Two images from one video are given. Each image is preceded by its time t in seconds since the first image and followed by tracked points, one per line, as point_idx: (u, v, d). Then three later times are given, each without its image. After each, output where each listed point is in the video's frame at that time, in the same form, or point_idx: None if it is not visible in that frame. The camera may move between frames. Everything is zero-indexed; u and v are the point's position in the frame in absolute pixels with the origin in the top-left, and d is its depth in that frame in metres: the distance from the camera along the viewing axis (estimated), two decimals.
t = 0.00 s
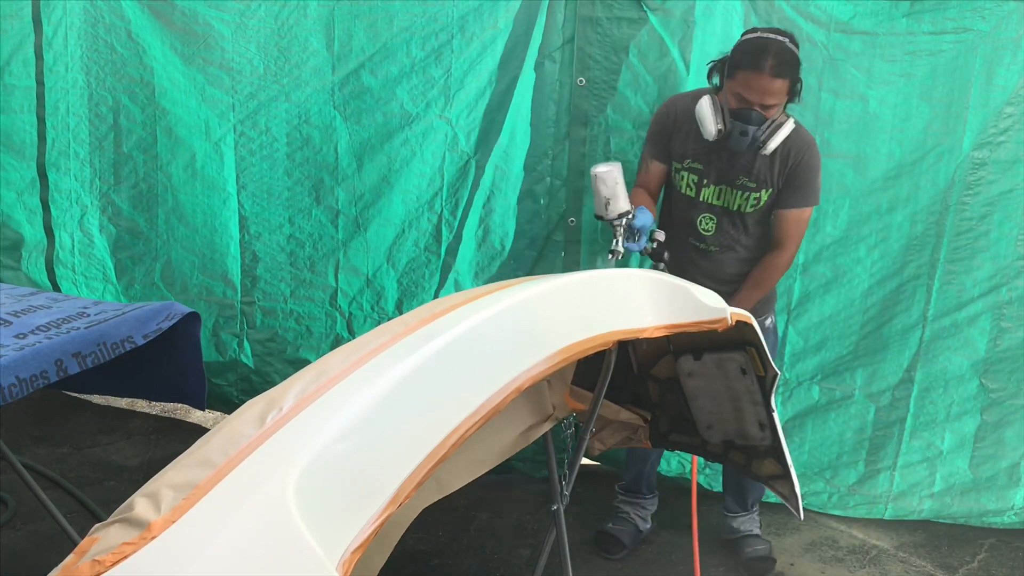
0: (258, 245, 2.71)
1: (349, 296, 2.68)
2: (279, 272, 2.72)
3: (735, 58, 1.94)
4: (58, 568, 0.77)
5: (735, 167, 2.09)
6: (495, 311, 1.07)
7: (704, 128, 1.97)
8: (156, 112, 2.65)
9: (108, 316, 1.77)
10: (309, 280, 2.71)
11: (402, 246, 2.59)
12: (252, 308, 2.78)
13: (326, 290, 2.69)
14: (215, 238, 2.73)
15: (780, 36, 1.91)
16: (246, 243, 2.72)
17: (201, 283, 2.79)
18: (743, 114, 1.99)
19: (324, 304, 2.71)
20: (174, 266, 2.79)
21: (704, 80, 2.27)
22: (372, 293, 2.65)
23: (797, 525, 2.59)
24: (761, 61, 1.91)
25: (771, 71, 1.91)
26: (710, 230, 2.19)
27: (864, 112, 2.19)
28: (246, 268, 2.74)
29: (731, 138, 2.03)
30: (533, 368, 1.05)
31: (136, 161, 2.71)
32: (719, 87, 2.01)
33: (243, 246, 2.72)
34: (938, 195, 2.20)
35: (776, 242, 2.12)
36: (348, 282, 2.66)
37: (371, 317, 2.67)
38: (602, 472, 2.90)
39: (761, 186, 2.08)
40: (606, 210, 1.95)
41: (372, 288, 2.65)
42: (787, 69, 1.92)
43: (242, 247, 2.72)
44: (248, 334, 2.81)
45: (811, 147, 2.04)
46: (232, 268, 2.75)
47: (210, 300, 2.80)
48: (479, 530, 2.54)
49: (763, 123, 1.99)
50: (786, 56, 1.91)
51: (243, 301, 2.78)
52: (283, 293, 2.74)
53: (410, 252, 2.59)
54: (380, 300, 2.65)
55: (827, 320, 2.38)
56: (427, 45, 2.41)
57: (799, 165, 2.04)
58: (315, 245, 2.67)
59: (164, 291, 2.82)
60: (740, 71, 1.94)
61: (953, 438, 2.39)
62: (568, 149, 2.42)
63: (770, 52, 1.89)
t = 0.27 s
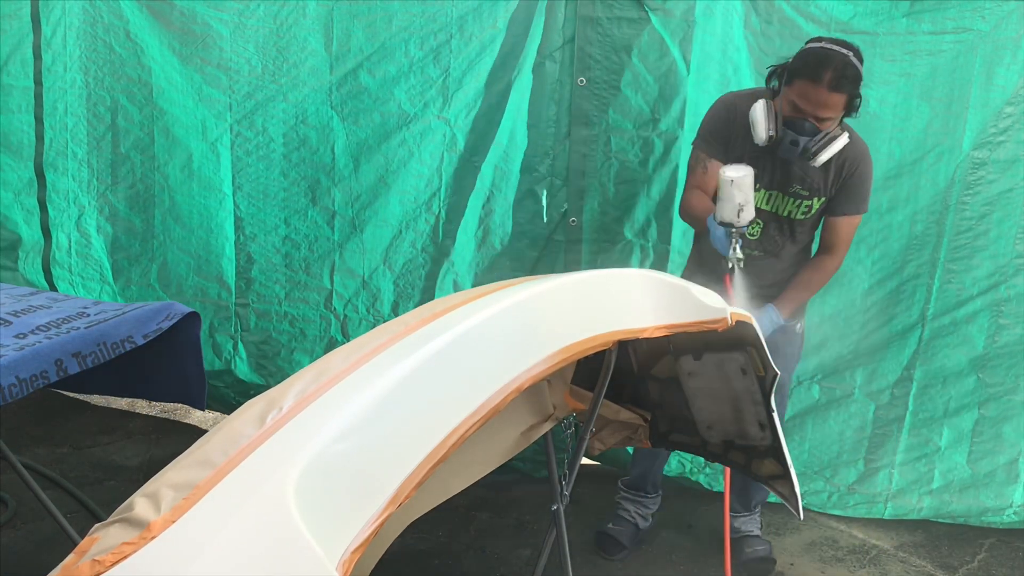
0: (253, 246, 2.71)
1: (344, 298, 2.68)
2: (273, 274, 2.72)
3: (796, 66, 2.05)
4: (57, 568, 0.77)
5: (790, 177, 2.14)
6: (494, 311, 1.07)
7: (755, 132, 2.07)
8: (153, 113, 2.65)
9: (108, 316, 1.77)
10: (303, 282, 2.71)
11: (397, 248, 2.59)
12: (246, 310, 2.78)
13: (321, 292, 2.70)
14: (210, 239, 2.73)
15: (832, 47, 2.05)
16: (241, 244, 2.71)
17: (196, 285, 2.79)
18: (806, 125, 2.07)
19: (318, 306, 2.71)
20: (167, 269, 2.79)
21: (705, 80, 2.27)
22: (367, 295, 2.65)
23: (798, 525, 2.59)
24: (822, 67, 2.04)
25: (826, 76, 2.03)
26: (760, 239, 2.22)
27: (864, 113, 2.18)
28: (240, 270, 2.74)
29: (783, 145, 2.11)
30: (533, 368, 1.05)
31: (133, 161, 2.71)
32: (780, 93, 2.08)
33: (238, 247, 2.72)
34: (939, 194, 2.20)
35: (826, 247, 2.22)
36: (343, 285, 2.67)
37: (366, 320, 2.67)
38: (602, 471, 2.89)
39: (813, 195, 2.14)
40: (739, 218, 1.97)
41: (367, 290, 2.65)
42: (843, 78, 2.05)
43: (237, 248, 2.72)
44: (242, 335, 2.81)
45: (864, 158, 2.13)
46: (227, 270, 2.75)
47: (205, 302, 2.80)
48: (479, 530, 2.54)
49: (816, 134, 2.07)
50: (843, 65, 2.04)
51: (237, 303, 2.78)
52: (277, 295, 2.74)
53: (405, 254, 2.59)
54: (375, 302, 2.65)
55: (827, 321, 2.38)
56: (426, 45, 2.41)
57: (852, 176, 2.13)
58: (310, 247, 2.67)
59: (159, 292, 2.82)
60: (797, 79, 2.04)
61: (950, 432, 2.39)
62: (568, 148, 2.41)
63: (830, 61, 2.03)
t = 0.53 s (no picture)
0: (285, 230, 2.71)
1: (371, 280, 2.69)
2: (305, 256, 2.72)
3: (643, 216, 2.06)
4: (58, 567, 0.77)
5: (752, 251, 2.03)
6: (494, 310, 1.06)
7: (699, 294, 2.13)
8: (176, 105, 2.65)
9: (108, 315, 1.77)
10: (332, 264, 2.71)
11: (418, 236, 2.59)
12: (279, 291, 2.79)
13: (348, 274, 2.70)
14: (241, 224, 2.73)
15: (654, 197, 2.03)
16: (274, 228, 2.71)
17: (229, 268, 2.80)
18: (640, 223, 2.07)
19: (345, 288, 2.72)
20: (202, 252, 2.80)
21: (707, 76, 2.28)
22: (394, 277, 2.66)
23: (798, 524, 2.59)
24: (654, 234, 2.02)
25: (670, 237, 2.01)
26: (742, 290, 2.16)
27: (865, 104, 2.19)
28: (273, 252, 2.74)
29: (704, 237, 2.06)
30: (533, 368, 1.05)
31: (160, 153, 2.72)
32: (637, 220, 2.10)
33: (270, 231, 2.72)
34: (936, 188, 2.20)
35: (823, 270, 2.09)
36: (370, 267, 2.67)
37: (393, 301, 2.69)
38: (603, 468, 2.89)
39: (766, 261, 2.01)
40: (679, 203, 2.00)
41: (395, 272, 2.65)
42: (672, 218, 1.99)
43: (270, 232, 2.72)
44: (276, 316, 2.83)
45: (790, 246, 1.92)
46: (259, 253, 2.75)
47: (238, 284, 2.81)
48: (479, 529, 2.54)
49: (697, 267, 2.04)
50: (670, 203, 1.99)
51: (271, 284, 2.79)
52: (307, 277, 2.75)
53: (431, 238, 2.58)
54: (401, 284, 2.66)
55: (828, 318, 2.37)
56: (437, 40, 2.41)
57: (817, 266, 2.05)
58: (338, 231, 2.67)
59: (193, 276, 2.83)
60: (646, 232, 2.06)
61: (950, 431, 2.39)
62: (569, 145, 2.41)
63: (654, 222, 2.01)
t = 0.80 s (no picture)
0: (285, 231, 2.71)
1: (371, 280, 2.69)
2: (304, 256, 2.72)
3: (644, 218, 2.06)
4: (57, 567, 0.77)
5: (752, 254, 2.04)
6: (494, 310, 1.06)
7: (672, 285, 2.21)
8: (175, 105, 2.65)
9: (108, 315, 1.77)
10: (332, 265, 2.71)
11: (419, 236, 2.59)
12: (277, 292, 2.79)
13: (348, 275, 2.71)
14: (240, 225, 2.73)
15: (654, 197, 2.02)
16: (273, 229, 2.71)
17: (228, 269, 2.80)
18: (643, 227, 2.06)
19: (345, 289, 2.73)
20: (201, 253, 2.80)
21: (707, 76, 2.27)
22: (394, 277, 2.66)
23: (798, 524, 2.58)
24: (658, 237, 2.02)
25: (670, 238, 2.01)
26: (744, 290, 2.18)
27: (865, 104, 2.19)
28: (273, 253, 2.74)
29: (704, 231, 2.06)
30: (533, 367, 1.05)
31: (159, 153, 2.72)
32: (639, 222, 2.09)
33: (270, 232, 2.72)
34: (936, 188, 2.20)
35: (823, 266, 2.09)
36: (370, 267, 2.67)
37: (392, 301, 2.69)
38: (603, 468, 2.89)
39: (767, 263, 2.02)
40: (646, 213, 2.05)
41: (394, 272, 2.65)
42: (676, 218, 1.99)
43: (269, 232, 2.72)
44: (275, 317, 2.83)
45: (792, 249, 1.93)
46: (258, 254, 2.75)
47: (238, 285, 2.82)
48: (479, 529, 2.54)
49: (695, 266, 2.03)
50: (675, 205, 1.99)
51: (270, 285, 2.79)
52: (307, 278, 2.75)
53: (431, 239, 2.58)
54: (401, 285, 2.66)
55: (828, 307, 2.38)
56: (437, 41, 2.41)
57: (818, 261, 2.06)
58: (337, 231, 2.67)
59: (193, 277, 2.83)
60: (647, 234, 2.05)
61: (950, 431, 2.39)
62: (569, 145, 2.41)
63: (658, 221, 2.00)
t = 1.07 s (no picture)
0: (284, 231, 2.71)
1: (370, 280, 2.69)
2: (303, 257, 2.72)
3: (673, 83, 1.90)
4: (57, 567, 0.77)
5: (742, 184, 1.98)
6: (494, 310, 1.06)
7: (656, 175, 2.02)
8: (175, 105, 2.65)
9: (108, 315, 1.77)
10: (331, 266, 2.71)
11: (419, 236, 2.59)
12: (276, 292, 2.78)
13: (347, 275, 2.70)
14: (239, 225, 2.73)
15: (693, 70, 1.90)
16: (272, 229, 2.71)
17: (227, 269, 2.79)
18: (668, 95, 1.90)
19: (344, 289, 2.72)
20: (200, 253, 2.80)
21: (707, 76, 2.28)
22: (394, 278, 2.66)
23: (798, 524, 2.58)
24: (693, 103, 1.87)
25: (702, 107, 1.87)
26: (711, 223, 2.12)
27: (865, 103, 2.19)
28: (271, 253, 2.74)
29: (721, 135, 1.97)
30: (533, 367, 1.05)
31: (158, 154, 2.72)
32: (662, 94, 1.93)
33: (269, 232, 2.72)
34: (936, 187, 2.20)
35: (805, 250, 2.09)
36: (369, 268, 2.67)
37: (391, 302, 2.69)
38: (603, 468, 2.89)
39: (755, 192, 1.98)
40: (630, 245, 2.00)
41: (394, 273, 2.65)
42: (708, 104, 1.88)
43: (268, 233, 2.72)
44: (274, 317, 2.83)
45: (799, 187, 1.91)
46: (257, 254, 2.75)
47: (236, 286, 2.81)
48: (479, 529, 2.54)
49: (708, 152, 1.90)
50: (713, 87, 1.89)
51: (268, 286, 2.78)
52: (306, 278, 2.74)
53: (430, 239, 2.58)
54: (400, 285, 2.66)
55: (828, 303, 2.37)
56: (437, 41, 2.41)
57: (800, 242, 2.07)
58: (337, 232, 2.67)
59: (192, 278, 2.83)
60: (673, 101, 1.89)
61: (950, 431, 2.39)
62: (570, 145, 2.41)
63: (697, 92, 1.87)
